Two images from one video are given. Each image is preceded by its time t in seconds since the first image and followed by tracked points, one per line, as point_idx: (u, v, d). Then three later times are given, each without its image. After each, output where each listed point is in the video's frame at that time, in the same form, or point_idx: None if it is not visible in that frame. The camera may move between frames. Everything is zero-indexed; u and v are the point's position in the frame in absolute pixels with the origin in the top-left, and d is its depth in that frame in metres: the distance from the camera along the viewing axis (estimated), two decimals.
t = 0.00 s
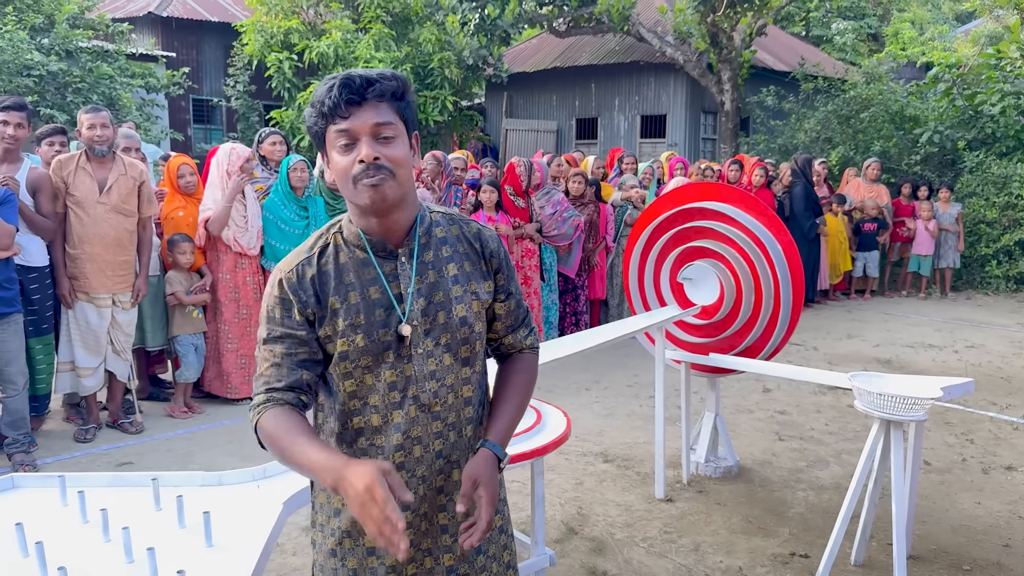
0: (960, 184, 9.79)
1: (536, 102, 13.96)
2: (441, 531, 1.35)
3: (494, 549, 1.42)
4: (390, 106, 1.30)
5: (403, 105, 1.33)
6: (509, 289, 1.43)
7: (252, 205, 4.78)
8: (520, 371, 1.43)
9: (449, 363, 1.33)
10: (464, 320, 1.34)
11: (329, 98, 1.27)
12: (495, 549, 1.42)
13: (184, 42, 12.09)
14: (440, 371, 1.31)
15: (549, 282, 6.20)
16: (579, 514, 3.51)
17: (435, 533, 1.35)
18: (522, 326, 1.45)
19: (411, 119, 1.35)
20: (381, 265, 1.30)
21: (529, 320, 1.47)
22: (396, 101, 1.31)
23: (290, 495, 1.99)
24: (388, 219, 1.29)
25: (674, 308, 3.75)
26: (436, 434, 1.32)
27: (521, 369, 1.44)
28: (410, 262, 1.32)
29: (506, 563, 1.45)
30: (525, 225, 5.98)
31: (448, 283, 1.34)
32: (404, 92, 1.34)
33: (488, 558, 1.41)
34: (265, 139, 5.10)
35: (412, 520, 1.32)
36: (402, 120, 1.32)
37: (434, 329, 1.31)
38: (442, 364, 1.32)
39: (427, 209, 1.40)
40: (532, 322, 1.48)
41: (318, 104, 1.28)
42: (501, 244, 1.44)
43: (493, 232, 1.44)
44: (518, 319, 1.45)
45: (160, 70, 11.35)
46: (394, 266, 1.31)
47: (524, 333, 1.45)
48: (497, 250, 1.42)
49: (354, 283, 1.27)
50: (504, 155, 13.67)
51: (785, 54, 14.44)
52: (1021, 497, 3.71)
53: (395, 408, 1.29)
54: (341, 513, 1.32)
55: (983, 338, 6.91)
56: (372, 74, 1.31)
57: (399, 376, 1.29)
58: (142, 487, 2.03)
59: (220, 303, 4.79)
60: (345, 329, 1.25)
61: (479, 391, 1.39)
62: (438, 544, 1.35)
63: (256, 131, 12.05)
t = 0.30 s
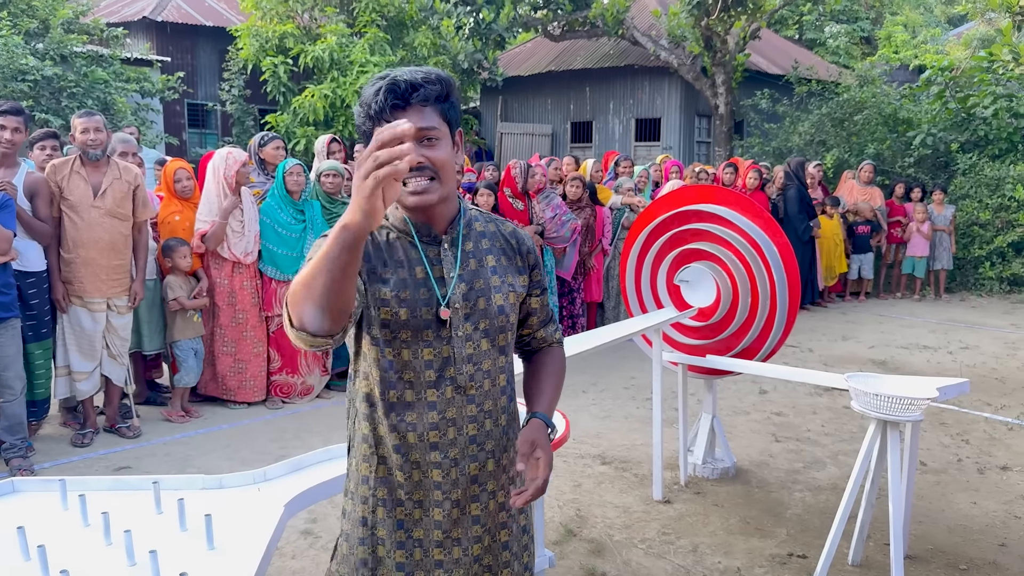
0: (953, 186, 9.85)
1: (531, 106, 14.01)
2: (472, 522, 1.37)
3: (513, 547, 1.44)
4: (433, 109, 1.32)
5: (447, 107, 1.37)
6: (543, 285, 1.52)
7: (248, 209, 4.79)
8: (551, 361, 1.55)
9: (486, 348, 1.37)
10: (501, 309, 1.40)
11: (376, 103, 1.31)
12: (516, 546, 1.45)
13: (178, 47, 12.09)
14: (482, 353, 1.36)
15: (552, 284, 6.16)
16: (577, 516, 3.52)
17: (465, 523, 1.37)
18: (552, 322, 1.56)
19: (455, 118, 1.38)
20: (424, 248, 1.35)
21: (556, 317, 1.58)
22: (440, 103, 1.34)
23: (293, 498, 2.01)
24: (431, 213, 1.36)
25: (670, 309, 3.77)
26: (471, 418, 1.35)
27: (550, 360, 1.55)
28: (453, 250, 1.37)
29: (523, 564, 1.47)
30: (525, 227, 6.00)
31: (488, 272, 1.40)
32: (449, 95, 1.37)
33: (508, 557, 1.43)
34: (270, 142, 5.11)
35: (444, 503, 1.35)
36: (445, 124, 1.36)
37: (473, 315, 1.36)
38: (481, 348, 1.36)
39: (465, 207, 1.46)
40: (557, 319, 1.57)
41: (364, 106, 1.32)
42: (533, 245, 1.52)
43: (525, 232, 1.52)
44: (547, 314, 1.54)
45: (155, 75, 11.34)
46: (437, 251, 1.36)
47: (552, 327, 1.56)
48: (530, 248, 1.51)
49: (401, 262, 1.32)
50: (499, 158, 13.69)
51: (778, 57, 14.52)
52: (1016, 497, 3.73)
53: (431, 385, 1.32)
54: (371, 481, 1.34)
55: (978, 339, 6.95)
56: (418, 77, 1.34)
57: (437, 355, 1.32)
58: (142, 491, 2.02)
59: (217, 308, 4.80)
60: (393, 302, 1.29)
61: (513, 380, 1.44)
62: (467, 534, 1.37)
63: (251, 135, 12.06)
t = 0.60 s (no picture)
0: (938, 187, 9.95)
1: (519, 110, 14.06)
2: (492, 528, 1.40)
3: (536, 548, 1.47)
4: (462, 122, 1.35)
5: (473, 117, 1.39)
6: (564, 294, 1.53)
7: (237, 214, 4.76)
8: (571, 363, 1.55)
9: (505, 360, 1.40)
10: (521, 320, 1.42)
11: (405, 114, 1.33)
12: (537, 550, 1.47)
13: (165, 52, 12.05)
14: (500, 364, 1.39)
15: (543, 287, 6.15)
16: (569, 519, 3.53)
17: (487, 530, 1.40)
18: (572, 327, 1.57)
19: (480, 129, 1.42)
20: (447, 263, 1.38)
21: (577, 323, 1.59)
22: (469, 117, 1.38)
23: (284, 504, 2.00)
24: (458, 224, 1.38)
25: (660, 313, 3.78)
26: (489, 428, 1.38)
27: (568, 364, 1.56)
28: (475, 261, 1.39)
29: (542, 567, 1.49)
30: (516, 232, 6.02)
31: (509, 283, 1.42)
32: (475, 105, 1.40)
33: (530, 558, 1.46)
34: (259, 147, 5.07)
35: (466, 515, 1.37)
36: (471, 134, 1.39)
37: (494, 326, 1.39)
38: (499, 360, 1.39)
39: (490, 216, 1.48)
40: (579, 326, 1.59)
41: (393, 119, 1.34)
42: (556, 252, 1.53)
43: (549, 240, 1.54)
44: (569, 321, 1.56)
45: (142, 80, 11.30)
46: (460, 263, 1.39)
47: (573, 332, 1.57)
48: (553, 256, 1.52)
49: (421, 279, 1.35)
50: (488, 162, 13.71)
51: (764, 61, 14.63)
52: (1003, 496, 3.77)
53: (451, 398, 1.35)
54: (395, 503, 1.36)
55: (964, 339, 7.01)
56: (444, 89, 1.36)
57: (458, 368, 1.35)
58: (132, 498, 2.01)
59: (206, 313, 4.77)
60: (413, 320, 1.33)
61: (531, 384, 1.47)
62: (488, 541, 1.40)
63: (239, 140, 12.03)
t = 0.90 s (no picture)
0: (918, 190, 10.07)
1: (502, 114, 14.07)
2: (484, 541, 1.40)
3: (534, 560, 1.47)
4: (432, 136, 1.38)
5: (444, 130, 1.42)
6: (557, 301, 1.48)
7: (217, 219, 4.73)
8: (569, 375, 1.49)
9: (488, 372, 1.40)
10: (505, 331, 1.41)
11: (374, 135, 1.36)
12: (536, 561, 1.47)
13: (145, 56, 11.95)
14: (481, 377, 1.39)
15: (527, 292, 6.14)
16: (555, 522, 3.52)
17: (477, 542, 1.40)
18: (573, 335, 1.52)
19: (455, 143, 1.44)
20: (425, 276, 1.40)
21: (582, 330, 1.53)
22: (441, 132, 1.40)
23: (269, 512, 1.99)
24: (438, 237, 1.39)
25: (645, 317, 3.79)
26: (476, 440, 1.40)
27: (565, 372, 1.50)
28: (454, 273, 1.40)
29: None
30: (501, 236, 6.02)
31: (491, 294, 1.41)
32: (444, 116, 1.42)
33: (529, 570, 1.46)
34: (237, 154, 5.04)
35: (455, 524, 1.39)
36: (443, 147, 1.41)
37: (475, 338, 1.39)
38: (483, 374, 1.39)
39: (479, 223, 1.47)
40: (583, 334, 1.53)
41: (363, 140, 1.38)
42: (550, 257, 1.49)
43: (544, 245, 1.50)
44: (568, 329, 1.51)
45: (121, 85, 11.20)
46: (438, 277, 1.40)
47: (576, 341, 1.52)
48: (547, 263, 1.48)
49: (400, 295, 1.40)
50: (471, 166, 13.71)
51: (745, 64, 14.75)
52: (984, 495, 3.81)
53: (435, 410, 1.40)
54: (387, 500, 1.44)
55: (944, 340, 7.10)
56: (411, 105, 1.39)
57: (439, 381, 1.39)
58: (115, 508, 1.98)
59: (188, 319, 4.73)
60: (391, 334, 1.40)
61: (526, 393, 1.47)
62: (480, 553, 1.40)
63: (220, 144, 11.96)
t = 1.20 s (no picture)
0: (898, 191, 10.19)
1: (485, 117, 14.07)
2: (467, 550, 1.39)
3: (528, 570, 1.44)
4: (377, 147, 1.35)
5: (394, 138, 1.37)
6: (535, 305, 1.43)
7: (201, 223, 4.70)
8: (556, 381, 1.44)
9: (464, 378, 1.39)
10: (479, 336, 1.39)
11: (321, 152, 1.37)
12: (530, 570, 1.45)
13: (124, 60, 11.83)
14: (454, 385, 1.38)
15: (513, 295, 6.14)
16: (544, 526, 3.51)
17: (460, 552, 1.39)
18: (559, 340, 1.46)
19: (415, 149, 1.39)
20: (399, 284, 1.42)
21: (570, 334, 1.48)
22: (392, 142, 1.36)
23: (258, 519, 1.96)
24: (403, 246, 1.39)
25: (632, 318, 3.80)
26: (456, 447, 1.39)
27: (553, 378, 1.45)
28: (427, 279, 1.40)
29: None
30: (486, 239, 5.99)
31: (465, 300, 1.40)
32: (392, 123, 1.37)
33: None
34: (218, 156, 4.97)
35: (442, 532, 1.38)
36: (392, 156, 1.36)
37: (450, 344, 1.38)
38: (460, 380, 1.38)
39: (458, 227, 1.45)
40: (573, 338, 1.48)
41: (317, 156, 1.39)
42: (528, 260, 1.44)
43: (526, 249, 1.46)
44: (552, 333, 1.46)
45: (100, 89, 11.09)
46: (412, 285, 1.41)
47: (563, 346, 1.47)
48: (527, 267, 1.44)
49: (376, 304, 1.44)
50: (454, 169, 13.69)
51: (726, 67, 14.87)
52: (969, 493, 3.84)
53: (415, 417, 1.42)
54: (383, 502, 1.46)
55: (926, 339, 7.17)
56: (355, 116, 1.36)
57: (417, 389, 1.41)
58: (99, 517, 1.94)
59: (172, 325, 4.68)
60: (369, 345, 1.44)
61: (513, 398, 1.45)
62: (464, 562, 1.39)
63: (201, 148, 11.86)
